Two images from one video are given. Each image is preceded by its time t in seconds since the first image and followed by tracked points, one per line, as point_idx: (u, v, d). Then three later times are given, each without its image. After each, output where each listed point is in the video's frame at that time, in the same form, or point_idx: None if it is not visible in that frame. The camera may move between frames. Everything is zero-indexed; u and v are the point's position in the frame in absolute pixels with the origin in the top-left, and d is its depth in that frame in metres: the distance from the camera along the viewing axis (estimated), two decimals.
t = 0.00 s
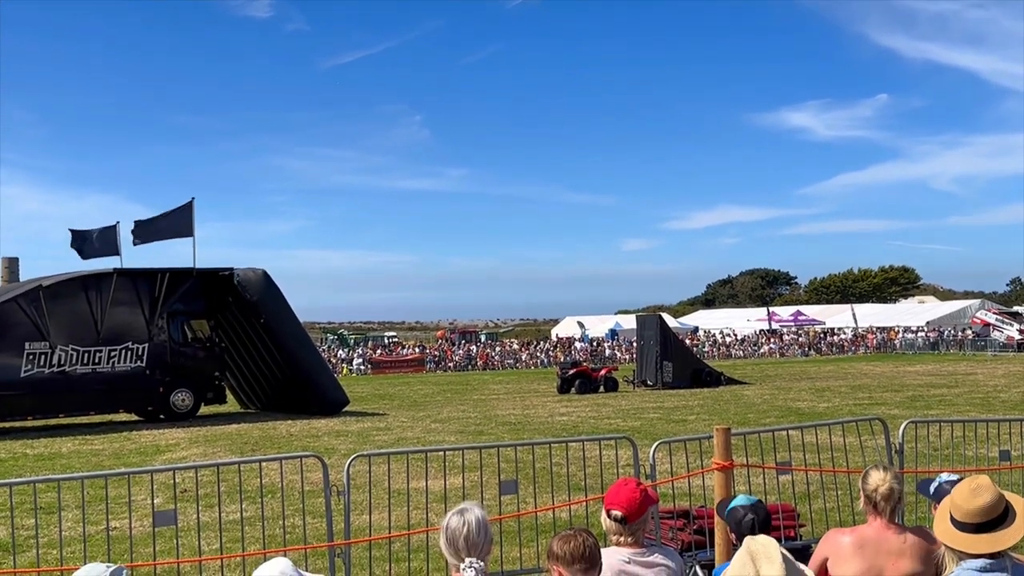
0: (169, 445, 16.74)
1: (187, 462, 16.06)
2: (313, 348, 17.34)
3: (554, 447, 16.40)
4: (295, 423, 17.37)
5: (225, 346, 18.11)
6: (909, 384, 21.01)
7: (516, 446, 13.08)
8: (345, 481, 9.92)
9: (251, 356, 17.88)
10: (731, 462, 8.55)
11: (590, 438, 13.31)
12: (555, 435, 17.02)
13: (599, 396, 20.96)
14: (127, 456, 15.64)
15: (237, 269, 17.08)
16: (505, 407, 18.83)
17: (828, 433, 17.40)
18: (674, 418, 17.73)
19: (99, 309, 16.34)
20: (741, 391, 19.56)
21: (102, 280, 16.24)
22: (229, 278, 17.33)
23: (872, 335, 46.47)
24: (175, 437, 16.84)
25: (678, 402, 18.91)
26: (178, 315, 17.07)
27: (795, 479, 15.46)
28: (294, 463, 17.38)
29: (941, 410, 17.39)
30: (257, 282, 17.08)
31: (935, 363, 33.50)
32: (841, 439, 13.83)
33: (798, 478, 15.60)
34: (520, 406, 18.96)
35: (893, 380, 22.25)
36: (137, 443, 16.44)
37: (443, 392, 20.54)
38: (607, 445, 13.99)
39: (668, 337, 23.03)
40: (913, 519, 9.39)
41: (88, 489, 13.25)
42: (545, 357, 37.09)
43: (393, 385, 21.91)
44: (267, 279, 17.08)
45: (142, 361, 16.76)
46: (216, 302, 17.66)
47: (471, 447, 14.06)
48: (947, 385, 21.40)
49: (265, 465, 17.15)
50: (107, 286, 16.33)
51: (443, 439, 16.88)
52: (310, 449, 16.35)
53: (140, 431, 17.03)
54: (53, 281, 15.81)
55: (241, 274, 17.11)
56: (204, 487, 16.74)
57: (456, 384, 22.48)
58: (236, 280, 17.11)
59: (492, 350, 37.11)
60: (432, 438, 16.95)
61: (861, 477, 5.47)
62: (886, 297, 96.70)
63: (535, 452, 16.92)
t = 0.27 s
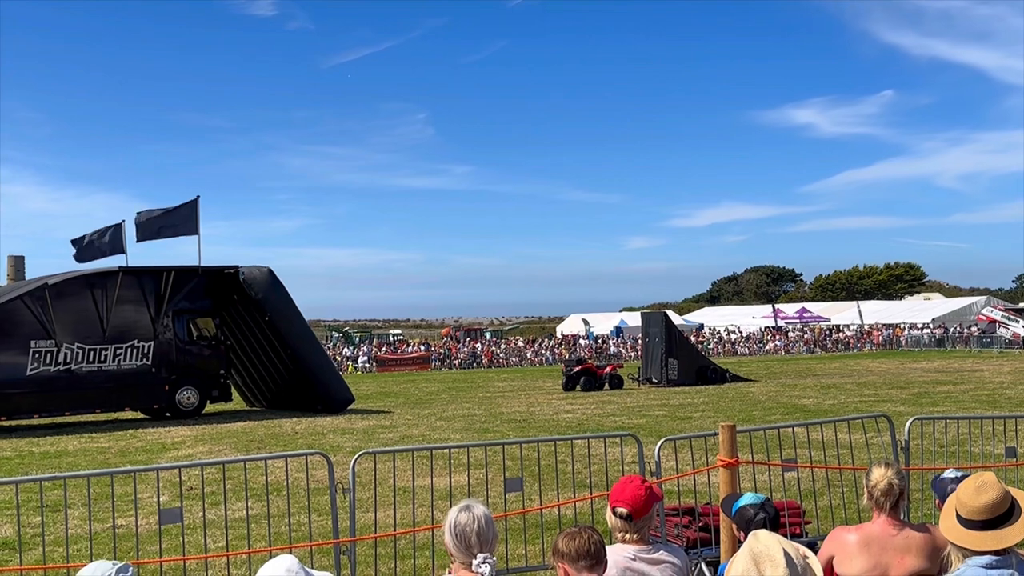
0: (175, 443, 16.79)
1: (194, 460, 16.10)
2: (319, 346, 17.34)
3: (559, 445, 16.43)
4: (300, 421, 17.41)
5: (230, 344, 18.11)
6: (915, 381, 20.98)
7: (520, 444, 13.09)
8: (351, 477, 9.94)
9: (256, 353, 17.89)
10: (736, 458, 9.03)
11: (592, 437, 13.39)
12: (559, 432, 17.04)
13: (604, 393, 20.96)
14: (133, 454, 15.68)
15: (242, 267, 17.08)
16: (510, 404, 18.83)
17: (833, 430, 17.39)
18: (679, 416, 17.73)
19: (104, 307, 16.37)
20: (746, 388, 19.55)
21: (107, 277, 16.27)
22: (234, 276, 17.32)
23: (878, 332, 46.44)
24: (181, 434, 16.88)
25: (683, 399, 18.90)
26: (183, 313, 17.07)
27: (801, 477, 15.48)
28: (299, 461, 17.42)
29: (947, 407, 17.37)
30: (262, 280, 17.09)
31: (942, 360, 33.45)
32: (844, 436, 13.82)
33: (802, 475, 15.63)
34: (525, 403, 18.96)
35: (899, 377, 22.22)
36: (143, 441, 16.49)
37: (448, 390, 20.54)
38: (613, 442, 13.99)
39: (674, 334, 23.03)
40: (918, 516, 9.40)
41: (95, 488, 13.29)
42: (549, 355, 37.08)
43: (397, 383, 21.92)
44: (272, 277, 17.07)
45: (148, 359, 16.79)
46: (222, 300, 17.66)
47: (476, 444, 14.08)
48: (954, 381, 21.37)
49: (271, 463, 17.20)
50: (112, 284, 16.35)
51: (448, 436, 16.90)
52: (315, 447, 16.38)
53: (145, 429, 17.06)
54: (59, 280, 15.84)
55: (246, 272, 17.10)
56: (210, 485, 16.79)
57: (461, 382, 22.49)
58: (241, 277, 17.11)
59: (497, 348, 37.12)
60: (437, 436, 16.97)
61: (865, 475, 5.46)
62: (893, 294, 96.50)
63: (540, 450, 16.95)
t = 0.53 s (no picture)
0: (159, 452, 15.78)
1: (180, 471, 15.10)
2: (312, 349, 16.35)
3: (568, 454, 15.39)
4: (291, 429, 16.40)
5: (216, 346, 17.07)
6: (945, 386, 19.83)
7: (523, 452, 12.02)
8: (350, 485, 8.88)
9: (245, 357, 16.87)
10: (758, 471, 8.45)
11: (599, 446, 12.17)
12: (568, 440, 15.97)
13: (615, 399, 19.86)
14: (114, 463, 14.68)
15: (229, 264, 16.07)
16: (515, 411, 17.75)
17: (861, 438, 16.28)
18: (695, 423, 16.63)
19: (83, 307, 15.38)
20: (768, 393, 18.45)
21: (86, 276, 15.29)
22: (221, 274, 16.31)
23: (906, 334, 45.13)
24: (166, 443, 15.87)
25: (700, 406, 17.81)
26: (167, 314, 16.04)
27: (827, 487, 14.40)
28: (291, 471, 16.40)
29: (982, 414, 16.23)
30: (251, 278, 16.08)
31: (968, 363, 32.22)
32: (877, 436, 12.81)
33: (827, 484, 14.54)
34: (531, 410, 17.88)
35: (927, 381, 21.06)
36: (126, 450, 15.49)
37: (448, 395, 19.48)
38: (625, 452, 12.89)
39: (690, 336, 21.89)
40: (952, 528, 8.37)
41: (72, 499, 12.26)
42: (557, 358, 35.96)
43: (395, 388, 20.87)
44: (261, 275, 16.08)
45: (130, 362, 15.77)
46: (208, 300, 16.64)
47: (479, 453, 13.02)
48: (986, 386, 20.20)
49: (262, 473, 16.18)
50: (92, 283, 15.36)
51: (449, 445, 15.85)
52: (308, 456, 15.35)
53: (128, 437, 16.05)
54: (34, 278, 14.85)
55: (234, 270, 16.09)
56: (196, 497, 15.78)
57: (463, 387, 21.41)
58: (228, 276, 16.09)
59: (500, 350, 36.01)
60: (438, 444, 15.93)
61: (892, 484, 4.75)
62: (921, 291, 94.97)
63: (546, 459, 15.88)
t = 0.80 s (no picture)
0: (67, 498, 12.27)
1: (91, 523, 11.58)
2: (263, 368, 13.01)
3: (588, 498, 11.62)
4: (237, 469, 12.92)
5: (144, 364, 13.67)
6: None
7: (517, 492, 8.04)
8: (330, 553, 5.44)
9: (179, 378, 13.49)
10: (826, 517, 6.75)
11: (645, 490, 7.94)
12: (588, 484, 12.38)
13: (646, 430, 16.27)
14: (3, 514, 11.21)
15: (157, 260, 12.71)
16: (522, 446, 14.21)
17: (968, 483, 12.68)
18: (750, 463, 13.04)
19: None
20: (841, 424, 14.89)
21: None
22: (147, 273, 12.95)
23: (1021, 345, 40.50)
24: (76, 487, 12.36)
25: (756, 440, 14.22)
26: (77, 322, 12.64)
27: (917, 544, 10.44)
28: (235, 522, 12.85)
29: None
30: (184, 277, 12.73)
31: None
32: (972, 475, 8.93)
33: (928, 539, 10.57)
34: (542, 445, 14.34)
35: None
36: (23, 495, 12.03)
37: (438, 427, 15.98)
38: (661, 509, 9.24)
39: (743, 355, 18.46)
40: None
41: None
42: (574, 379, 32.41)
43: (374, 418, 17.38)
44: (198, 273, 12.74)
45: (30, 384, 12.38)
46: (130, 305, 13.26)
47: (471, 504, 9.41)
48: None
49: (199, 524, 12.64)
50: None
51: (436, 489, 12.24)
52: (255, 504, 11.81)
53: (28, 479, 12.60)
54: None
55: (162, 266, 12.73)
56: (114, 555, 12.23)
57: (458, 415, 17.88)
58: (155, 274, 12.73)
59: (502, 368, 32.40)
60: (421, 489, 12.29)
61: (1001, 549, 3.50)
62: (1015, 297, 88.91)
63: (560, 507, 12.20)
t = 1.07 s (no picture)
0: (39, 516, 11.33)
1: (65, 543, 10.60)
2: (248, 376, 12.35)
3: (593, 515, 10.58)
4: (220, 486, 12.10)
5: (122, 373, 12.97)
6: None
7: (516, 509, 6.77)
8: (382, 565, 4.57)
9: (160, 387, 12.80)
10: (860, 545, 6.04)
11: (660, 510, 6.90)
12: (597, 501, 11.48)
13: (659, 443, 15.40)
14: None
15: (137, 261, 12.05)
16: (526, 461, 13.36)
17: (1008, 499, 11.79)
18: (771, 478, 12.16)
19: None
20: (868, 438, 14.05)
21: None
22: (126, 275, 12.28)
23: None
24: (49, 504, 11.43)
25: (777, 454, 13.36)
26: (50, 328, 11.97)
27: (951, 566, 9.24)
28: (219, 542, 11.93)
29: None
30: (165, 279, 12.07)
31: None
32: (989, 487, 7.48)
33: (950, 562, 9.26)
34: (547, 459, 13.49)
35: None
36: None
37: (436, 440, 15.18)
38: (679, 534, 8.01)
39: (764, 366, 17.62)
40: None
41: None
42: (582, 391, 31.48)
43: (368, 431, 16.57)
44: (180, 275, 12.09)
45: None
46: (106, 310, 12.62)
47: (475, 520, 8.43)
48: None
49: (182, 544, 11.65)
50: None
51: (435, 507, 11.34)
52: (240, 521, 10.90)
53: None
54: None
55: (142, 268, 12.07)
56: None
57: (458, 428, 17.05)
58: (135, 276, 12.06)
59: (504, 378, 31.46)
60: (419, 506, 11.39)
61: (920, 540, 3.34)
62: None
63: (567, 526, 11.20)
